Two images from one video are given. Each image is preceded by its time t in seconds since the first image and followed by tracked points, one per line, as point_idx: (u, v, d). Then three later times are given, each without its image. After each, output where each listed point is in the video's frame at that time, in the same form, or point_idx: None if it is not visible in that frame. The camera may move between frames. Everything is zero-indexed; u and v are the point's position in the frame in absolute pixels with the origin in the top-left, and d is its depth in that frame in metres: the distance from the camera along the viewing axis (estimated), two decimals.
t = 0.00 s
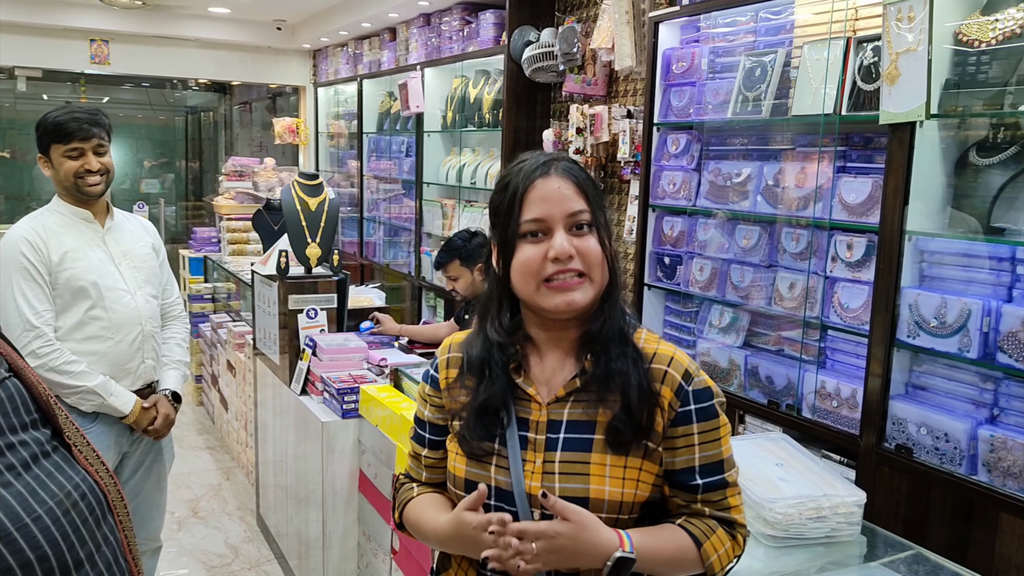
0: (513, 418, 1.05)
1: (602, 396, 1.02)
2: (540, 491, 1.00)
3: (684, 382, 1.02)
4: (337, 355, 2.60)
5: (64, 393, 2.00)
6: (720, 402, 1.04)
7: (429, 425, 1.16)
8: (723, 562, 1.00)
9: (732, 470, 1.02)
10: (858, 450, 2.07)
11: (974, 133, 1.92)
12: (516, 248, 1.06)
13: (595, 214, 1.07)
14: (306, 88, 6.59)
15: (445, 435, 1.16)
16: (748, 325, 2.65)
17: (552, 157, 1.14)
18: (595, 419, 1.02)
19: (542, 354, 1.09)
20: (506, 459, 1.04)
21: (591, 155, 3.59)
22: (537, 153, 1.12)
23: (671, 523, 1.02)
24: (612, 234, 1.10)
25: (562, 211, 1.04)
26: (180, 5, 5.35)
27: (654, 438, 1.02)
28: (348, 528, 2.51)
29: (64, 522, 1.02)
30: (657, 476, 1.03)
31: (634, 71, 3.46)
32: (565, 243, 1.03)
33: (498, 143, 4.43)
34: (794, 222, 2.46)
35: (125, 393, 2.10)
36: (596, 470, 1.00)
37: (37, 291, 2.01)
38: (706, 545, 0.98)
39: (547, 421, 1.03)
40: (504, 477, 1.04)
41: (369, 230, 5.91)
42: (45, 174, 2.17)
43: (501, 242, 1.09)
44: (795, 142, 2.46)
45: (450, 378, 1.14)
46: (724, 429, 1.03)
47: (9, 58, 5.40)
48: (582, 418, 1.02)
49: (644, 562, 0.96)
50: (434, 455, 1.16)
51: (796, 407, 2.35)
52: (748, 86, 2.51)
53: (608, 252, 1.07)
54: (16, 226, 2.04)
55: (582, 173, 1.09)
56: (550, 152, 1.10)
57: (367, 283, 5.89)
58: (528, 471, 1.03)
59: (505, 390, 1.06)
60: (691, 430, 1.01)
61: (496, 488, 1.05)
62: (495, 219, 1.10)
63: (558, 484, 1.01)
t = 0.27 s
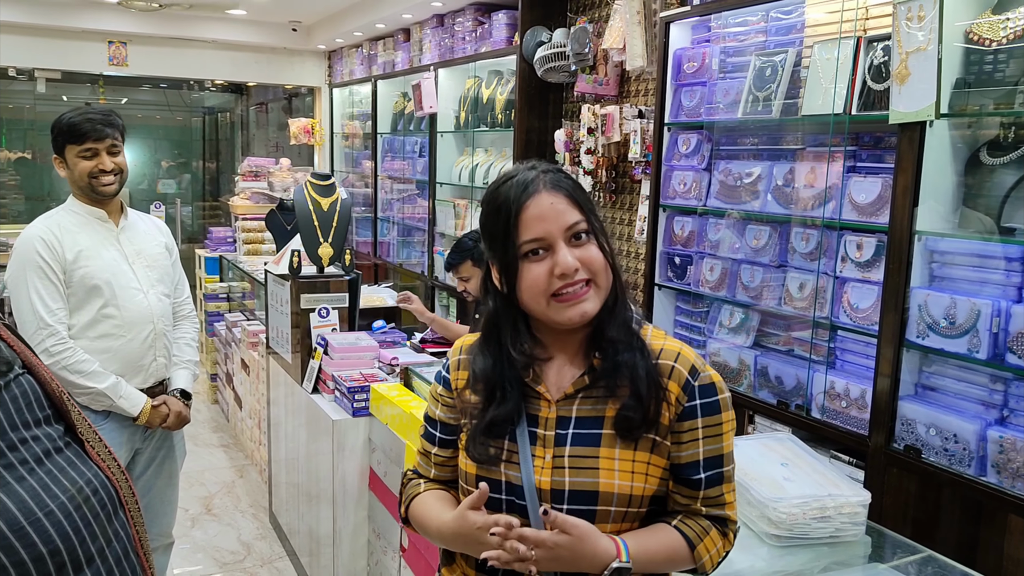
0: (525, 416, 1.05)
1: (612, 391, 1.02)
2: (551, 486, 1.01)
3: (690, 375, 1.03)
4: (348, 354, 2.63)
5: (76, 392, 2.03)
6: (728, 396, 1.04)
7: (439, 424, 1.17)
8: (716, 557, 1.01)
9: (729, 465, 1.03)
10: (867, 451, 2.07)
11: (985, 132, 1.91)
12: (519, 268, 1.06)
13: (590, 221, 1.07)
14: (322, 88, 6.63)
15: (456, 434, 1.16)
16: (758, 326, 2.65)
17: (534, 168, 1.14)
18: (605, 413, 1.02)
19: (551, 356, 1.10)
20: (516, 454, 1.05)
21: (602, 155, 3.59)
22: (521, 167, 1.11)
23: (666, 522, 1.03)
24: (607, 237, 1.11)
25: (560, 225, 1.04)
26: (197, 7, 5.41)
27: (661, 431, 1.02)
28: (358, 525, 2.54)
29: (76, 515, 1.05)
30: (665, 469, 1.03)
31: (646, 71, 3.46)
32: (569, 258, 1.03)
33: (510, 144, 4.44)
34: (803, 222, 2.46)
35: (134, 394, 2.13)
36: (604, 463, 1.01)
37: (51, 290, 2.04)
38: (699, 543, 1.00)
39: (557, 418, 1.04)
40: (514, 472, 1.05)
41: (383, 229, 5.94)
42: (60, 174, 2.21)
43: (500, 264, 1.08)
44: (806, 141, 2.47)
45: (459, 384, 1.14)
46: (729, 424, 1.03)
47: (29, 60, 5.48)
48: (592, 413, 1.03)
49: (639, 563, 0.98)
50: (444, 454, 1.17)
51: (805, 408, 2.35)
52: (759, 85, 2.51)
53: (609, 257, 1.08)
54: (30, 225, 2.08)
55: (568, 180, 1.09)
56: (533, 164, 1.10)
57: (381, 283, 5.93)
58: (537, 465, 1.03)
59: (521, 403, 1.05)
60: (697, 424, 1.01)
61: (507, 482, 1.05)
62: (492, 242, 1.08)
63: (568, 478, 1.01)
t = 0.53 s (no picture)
0: (525, 412, 1.07)
1: (611, 388, 1.04)
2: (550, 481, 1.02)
3: (689, 373, 1.04)
4: (358, 353, 2.65)
5: (86, 391, 2.06)
6: (729, 394, 1.05)
7: (445, 421, 1.19)
8: (717, 558, 1.01)
9: (733, 464, 1.02)
10: (874, 450, 2.07)
11: (992, 132, 1.91)
12: (524, 262, 1.07)
13: (598, 219, 1.08)
14: (334, 90, 6.66)
15: (460, 431, 1.18)
16: (766, 325, 2.65)
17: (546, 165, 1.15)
18: (604, 409, 1.03)
19: (553, 352, 1.11)
20: (517, 450, 1.06)
21: (611, 155, 3.60)
22: (534, 163, 1.13)
23: (666, 519, 1.04)
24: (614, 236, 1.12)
25: (566, 221, 1.06)
26: (211, 10, 5.46)
27: (660, 427, 1.03)
28: (366, 524, 2.55)
29: (87, 511, 1.07)
30: (663, 465, 1.04)
31: (654, 71, 3.46)
32: (573, 254, 1.04)
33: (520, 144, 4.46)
34: (810, 222, 2.46)
35: (144, 394, 2.16)
36: (603, 458, 1.02)
37: (63, 289, 2.08)
38: (698, 541, 1.00)
39: (558, 414, 1.05)
40: (514, 467, 1.06)
41: (395, 230, 5.97)
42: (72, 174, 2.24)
43: (507, 258, 1.10)
44: (814, 141, 2.46)
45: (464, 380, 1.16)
46: (731, 422, 1.03)
47: (46, 63, 5.55)
48: (591, 410, 1.04)
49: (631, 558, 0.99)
50: (450, 450, 1.19)
51: (812, 408, 2.35)
52: (766, 86, 2.51)
53: (614, 256, 1.09)
54: (42, 225, 2.12)
55: (578, 179, 1.11)
56: (545, 161, 1.11)
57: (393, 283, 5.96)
58: (536, 460, 1.05)
59: (519, 398, 1.07)
60: (697, 421, 1.02)
61: (507, 477, 1.07)
62: (500, 235, 1.10)
63: (567, 473, 1.03)
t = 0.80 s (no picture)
0: (523, 403, 1.08)
1: (610, 383, 1.05)
2: (549, 473, 1.03)
3: (687, 370, 1.05)
4: (364, 348, 2.67)
5: (94, 384, 2.09)
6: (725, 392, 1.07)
7: (442, 412, 1.20)
8: (709, 549, 1.04)
9: (725, 459, 1.04)
10: (877, 447, 2.07)
11: (997, 129, 1.90)
12: (527, 250, 1.09)
13: (603, 215, 1.10)
14: (344, 87, 6.68)
15: (458, 423, 1.19)
16: (771, 322, 2.65)
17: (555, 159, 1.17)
18: (603, 404, 1.05)
19: (552, 345, 1.12)
20: (515, 441, 1.08)
21: (618, 151, 3.60)
22: (544, 156, 1.15)
23: (660, 513, 1.06)
24: (617, 233, 1.13)
25: (571, 214, 1.07)
26: (221, 7, 5.49)
27: (657, 423, 1.04)
28: (372, 517, 2.58)
29: (93, 503, 1.10)
30: (659, 460, 1.06)
31: (661, 68, 3.46)
32: (575, 246, 1.06)
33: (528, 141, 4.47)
34: (815, 219, 2.47)
35: (150, 387, 2.19)
36: (601, 452, 1.03)
37: (72, 283, 2.11)
38: (692, 534, 1.02)
39: (556, 407, 1.06)
40: (513, 459, 1.07)
41: (404, 226, 5.99)
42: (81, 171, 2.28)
43: (511, 246, 1.11)
44: (818, 138, 2.47)
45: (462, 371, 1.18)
46: (725, 419, 1.05)
47: (59, 60, 5.61)
48: (590, 404, 1.05)
49: (628, 554, 1.00)
50: (447, 441, 1.20)
51: (816, 404, 2.36)
52: (771, 82, 2.51)
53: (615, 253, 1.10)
54: (51, 220, 2.15)
55: (587, 175, 1.12)
56: (555, 154, 1.13)
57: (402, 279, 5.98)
58: (535, 452, 1.06)
59: (518, 389, 1.09)
60: (693, 418, 1.03)
61: (505, 468, 1.08)
62: (506, 223, 1.12)
63: (565, 465, 1.04)
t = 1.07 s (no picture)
0: (534, 399, 1.10)
1: (620, 379, 1.06)
2: (558, 467, 1.05)
3: (697, 367, 1.06)
4: (384, 345, 2.71)
5: (120, 376, 2.15)
6: (736, 388, 1.08)
7: (455, 407, 1.22)
8: (721, 547, 1.04)
9: (736, 456, 1.05)
10: (896, 447, 2.05)
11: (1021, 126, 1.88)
12: (538, 242, 1.11)
13: (616, 211, 1.11)
14: (369, 86, 6.73)
15: (471, 417, 1.21)
16: (790, 320, 2.64)
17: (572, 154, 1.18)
18: (613, 400, 1.06)
19: (563, 340, 1.14)
20: (526, 435, 1.09)
21: (638, 149, 3.60)
22: (562, 151, 1.16)
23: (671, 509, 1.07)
24: (631, 230, 1.14)
25: (582, 208, 1.08)
26: (247, 7, 5.57)
27: (667, 419, 1.05)
28: (392, 512, 2.62)
29: (116, 495, 1.13)
30: (669, 455, 1.07)
31: (682, 65, 3.45)
32: (585, 239, 1.07)
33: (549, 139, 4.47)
34: (835, 217, 2.46)
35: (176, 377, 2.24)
36: (610, 446, 1.05)
37: (97, 279, 2.16)
38: (702, 531, 1.03)
39: (567, 403, 1.08)
40: (524, 453, 1.09)
41: (427, 225, 6.02)
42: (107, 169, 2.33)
43: (524, 237, 1.13)
44: (839, 135, 2.45)
45: (475, 364, 1.20)
46: (737, 416, 1.06)
47: (89, 61, 5.72)
48: (600, 399, 1.07)
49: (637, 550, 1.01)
50: (460, 436, 1.23)
51: (835, 403, 2.35)
52: (791, 80, 2.50)
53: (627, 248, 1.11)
54: (78, 218, 2.21)
55: (602, 170, 1.13)
56: (572, 150, 1.14)
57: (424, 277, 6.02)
58: (546, 447, 1.08)
59: (528, 382, 1.11)
60: (703, 414, 1.04)
61: (516, 462, 1.10)
62: (520, 214, 1.14)
63: (575, 460, 1.06)
